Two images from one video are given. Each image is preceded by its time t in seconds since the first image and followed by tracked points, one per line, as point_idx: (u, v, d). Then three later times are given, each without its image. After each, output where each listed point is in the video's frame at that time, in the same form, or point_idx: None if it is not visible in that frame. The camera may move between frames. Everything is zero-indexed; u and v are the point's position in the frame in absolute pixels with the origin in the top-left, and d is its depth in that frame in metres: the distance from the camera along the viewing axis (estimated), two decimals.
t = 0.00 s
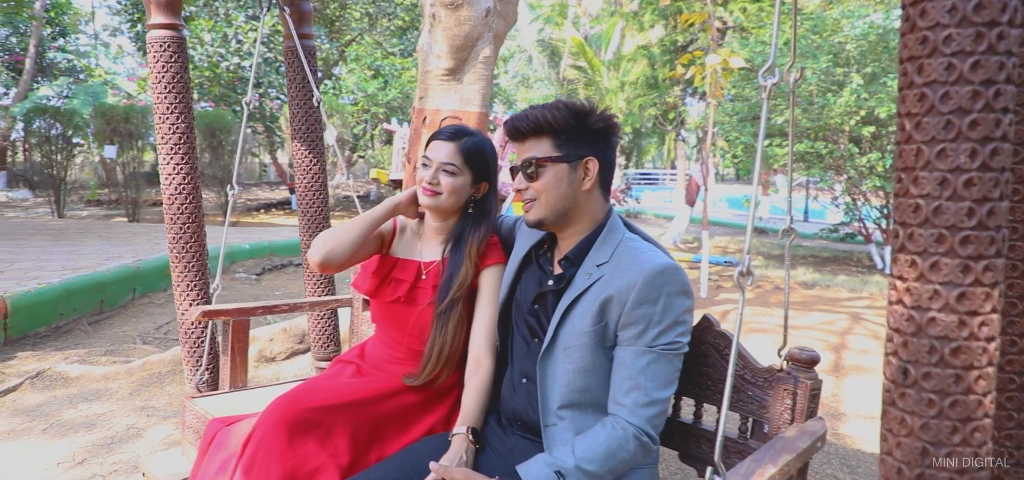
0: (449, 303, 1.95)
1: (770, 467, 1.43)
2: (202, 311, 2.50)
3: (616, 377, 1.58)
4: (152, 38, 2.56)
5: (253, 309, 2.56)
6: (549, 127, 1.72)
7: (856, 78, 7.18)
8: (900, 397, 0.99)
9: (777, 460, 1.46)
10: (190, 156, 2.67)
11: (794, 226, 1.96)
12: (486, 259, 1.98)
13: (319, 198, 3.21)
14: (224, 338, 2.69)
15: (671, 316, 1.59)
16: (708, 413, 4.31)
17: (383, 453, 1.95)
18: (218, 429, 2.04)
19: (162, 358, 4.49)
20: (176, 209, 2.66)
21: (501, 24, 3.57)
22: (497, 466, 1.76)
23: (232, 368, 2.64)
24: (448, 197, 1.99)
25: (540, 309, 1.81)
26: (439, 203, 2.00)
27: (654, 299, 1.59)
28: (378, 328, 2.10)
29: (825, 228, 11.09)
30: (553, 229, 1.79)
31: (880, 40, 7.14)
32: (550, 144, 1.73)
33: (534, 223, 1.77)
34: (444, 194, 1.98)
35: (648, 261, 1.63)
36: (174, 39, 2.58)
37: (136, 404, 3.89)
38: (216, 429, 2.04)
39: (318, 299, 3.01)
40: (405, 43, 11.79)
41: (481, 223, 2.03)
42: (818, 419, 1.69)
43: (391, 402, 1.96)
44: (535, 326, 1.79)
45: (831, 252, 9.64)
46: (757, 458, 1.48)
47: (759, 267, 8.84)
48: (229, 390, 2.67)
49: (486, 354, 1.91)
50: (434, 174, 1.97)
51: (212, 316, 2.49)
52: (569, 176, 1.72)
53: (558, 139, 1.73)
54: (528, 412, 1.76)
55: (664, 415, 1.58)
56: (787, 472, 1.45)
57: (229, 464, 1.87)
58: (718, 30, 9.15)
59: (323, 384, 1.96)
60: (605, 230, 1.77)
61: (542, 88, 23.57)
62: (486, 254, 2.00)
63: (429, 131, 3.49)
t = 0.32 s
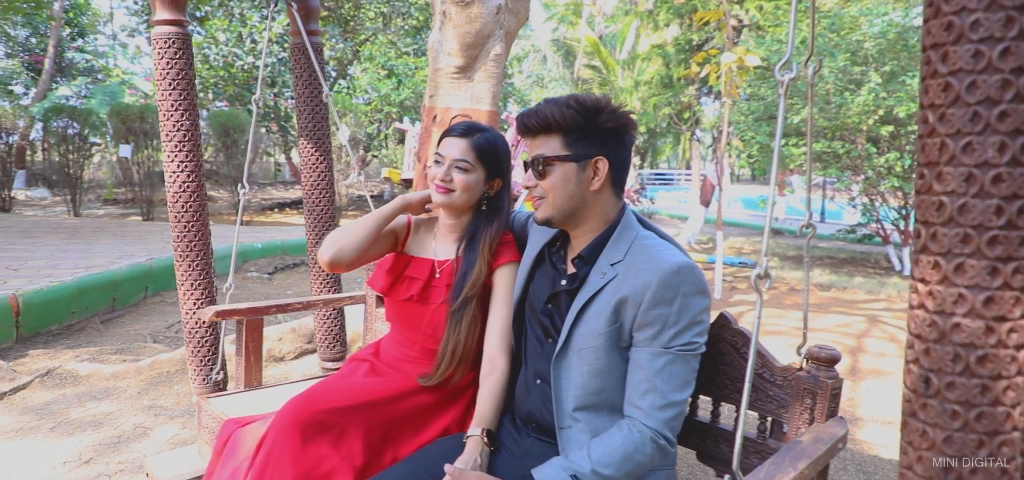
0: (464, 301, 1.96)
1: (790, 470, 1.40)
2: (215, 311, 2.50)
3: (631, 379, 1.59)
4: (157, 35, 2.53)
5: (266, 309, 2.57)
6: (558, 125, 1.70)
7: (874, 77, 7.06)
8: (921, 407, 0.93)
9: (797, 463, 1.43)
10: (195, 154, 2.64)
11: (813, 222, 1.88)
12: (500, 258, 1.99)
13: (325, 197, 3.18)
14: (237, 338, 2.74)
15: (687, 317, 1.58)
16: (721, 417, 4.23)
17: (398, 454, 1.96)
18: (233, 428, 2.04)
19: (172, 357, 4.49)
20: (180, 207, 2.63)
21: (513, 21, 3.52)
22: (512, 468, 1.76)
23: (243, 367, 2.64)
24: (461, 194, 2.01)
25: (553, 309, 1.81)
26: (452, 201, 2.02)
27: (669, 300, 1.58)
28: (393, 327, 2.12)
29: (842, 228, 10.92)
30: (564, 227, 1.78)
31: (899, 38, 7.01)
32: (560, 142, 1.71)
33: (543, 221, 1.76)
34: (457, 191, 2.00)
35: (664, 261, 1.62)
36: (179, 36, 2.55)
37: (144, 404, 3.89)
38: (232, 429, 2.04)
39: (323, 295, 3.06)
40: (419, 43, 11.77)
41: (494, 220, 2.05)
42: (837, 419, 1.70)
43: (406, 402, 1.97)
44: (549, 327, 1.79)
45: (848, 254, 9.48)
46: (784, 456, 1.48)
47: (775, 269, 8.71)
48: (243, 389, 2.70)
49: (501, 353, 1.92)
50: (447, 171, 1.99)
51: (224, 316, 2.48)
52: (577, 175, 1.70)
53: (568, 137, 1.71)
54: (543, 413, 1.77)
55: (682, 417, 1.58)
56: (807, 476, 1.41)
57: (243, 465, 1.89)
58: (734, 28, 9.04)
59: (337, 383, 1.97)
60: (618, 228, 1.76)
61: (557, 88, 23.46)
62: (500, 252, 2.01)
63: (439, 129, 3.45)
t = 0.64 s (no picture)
0: (477, 301, 1.93)
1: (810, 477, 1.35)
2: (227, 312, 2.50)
3: (645, 381, 1.54)
4: (159, 32, 2.51)
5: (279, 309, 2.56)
6: (571, 120, 1.65)
7: (890, 75, 6.94)
8: (942, 420, 0.88)
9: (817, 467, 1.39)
10: (196, 152, 2.61)
11: (832, 218, 1.79)
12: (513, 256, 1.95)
13: (329, 196, 3.15)
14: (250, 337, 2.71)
15: (702, 317, 1.53)
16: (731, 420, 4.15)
17: (413, 457, 1.93)
18: (247, 430, 2.02)
19: (179, 357, 4.48)
20: (182, 206, 2.61)
21: (521, 18, 3.46)
22: (526, 471, 1.73)
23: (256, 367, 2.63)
24: (473, 191, 1.96)
25: (566, 309, 1.77)
26: (464, 198, 1.98)
27: (683, 300, 1.52)
28: (406, 327, 2.09)
29: (857, 229, 10.77)
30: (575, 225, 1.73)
31: (916, 35, 6.87)
32: (573, 138, 1.66)
33: (553, 218, 1.71)
34: (469, 188, 1.96)
35: (678, 258, 1.57)
36: (180, 33, 2.52)
37: (150, 404, 3.88)
38: (246, 431, 2.01)
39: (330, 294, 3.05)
40: (430, 42, 11.73)
41: (506, 217, 2.01)
42: (857, 418, 1.66)
43: (420, 404, 1.94)
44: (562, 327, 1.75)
45: (863, 254, 9.34)
46: (804, 458, 1.45)
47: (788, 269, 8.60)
48: (257, 390, 2.70)
49: (515, 353, 1.89)
50: (458, 168, 1.95)
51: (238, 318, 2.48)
52: (590, 172, 1.65)
53: (581, 133, 1.65)
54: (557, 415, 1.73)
55: (698, 419, 1.53)
56: None
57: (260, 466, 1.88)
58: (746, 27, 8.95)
59: (350, 384, 1.95)
60: (631, 225, 1.71)
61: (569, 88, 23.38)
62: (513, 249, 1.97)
63: (446, 128, 3.40)
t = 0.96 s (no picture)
0: (492, 302, 1.89)
1: None
2: (238, 314, 2.47)
3: (660, 385, 1.49)
4: (159, 30, 2.48)
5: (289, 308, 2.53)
6: (582, 115, 1.60)
7: (906, 74, 6.82)
8: (962, 438, 0.82)
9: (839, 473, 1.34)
10: (197, 152, 2.58)
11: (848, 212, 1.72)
12: (526, 255, 1.91)
13: (333, 195, 3.11)
14: (261, 338, 2.68)
15: (717, 318, 1.47)
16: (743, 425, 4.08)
17: (428, 460, 1.88)
18: (260, 434, 1.97)
19: (185, 358, 4.47)
20: (183, 205, 2.58)
21: (530, 16, 3.40)
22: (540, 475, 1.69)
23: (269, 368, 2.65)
24: (486, 190, 1.92)
25: (578, 310, 1.72)
26: (477, 197, 1.93)
27: (698, 301, 1.47)
28: (418, 327, 2.05)
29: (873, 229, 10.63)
30: (587, 223, 1.68)
31: (932, 33, 6.74)
32: (583, 134, 1.61)
33: (564, 217, 1.66)
34: (482, 187, 1.92)
35: (692, 258, 1.51)
36: (181, 30, 2.49)
37: (155, 404, 3.86)
38: (259, 435, 1.96)
39: (334, 293, 3.01)
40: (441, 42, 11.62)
41: (519, 215, 1.97)
42: (877, 418, 1.61)
43: (435, 407, 1.90)
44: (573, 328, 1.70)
45: (877, 255, 9.21)
46: (822, 465, 1.40)
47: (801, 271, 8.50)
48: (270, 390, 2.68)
49: (528, 354, 1.84)
50: (470, 166, 1.90)
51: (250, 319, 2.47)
52: (602, 168, 1.60)
53: (591, 129, 1.60)
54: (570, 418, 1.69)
55: (714, 422, 1.48)
56: None
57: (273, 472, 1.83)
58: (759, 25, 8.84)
59: (363, 387, 1.90)
60: (642, 223, 1.66)
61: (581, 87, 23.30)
62: (526, 248, 1.93)
63: (454, 127, 3.36)
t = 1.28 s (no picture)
0: (504, 301, 1.85)
1: None
2: (248, 317, 2.44)
3: (671, 389, 1.44)
4: (158, 28, 2.45)
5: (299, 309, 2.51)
6: (587, 114, 1.55)
7: (920, 72, 6.71)
8: (979, 457, 0.77)
9: None
10: (197, 152, 2.55)
11: (864, 210, 1.64)
12: (536, 255, 1.87)
13: (336, 195, 3.08)
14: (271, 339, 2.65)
15: (729, 320, 1.42)
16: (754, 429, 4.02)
17: (439, 463, 1.84)
18: (271, 437, 1.93)
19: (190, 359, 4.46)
20: (182, 206, 2.55)
21: (537, 14, 3.36)
22: None
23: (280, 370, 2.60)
24: (496, 188, 1.87)
25: (588, 311, 1.68)
26: (488, 196, 1.88)
27: (709, 303, 1.41)
28: (429, 328, 2.01)
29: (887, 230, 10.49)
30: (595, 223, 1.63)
31: (947, 30, 6.63)
32: (589, 132, 1.56)
33: (571, 218, 1.61)
34: (492, 186, 1.87)
35: (702, 258, 1.46)
36: (180, 29, 2.46)
37: (159, 406, 3.85)
38: (271, 438, 1.92)
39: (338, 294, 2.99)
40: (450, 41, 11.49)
41: (529, 213, 1.92)
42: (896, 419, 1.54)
43: (447, 410, 1.85)
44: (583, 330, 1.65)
45: (891, 256, 9.09)
46: (834, 472, 1.35)
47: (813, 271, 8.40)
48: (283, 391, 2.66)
49: (539, 355, 1.80)
50: (479, 165, 1.85)
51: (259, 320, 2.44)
52: (609, 167, 1.55)
53: (598, 127, 1.55)
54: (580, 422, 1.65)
55: (727, 426, 1.43)
56: None
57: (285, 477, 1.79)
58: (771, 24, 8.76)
59: (374, 390, 1.86)
60: (652, 222, 1.60)
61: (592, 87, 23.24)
62: (537, 247, 1.88)
63: (459, 126, 3.31)
